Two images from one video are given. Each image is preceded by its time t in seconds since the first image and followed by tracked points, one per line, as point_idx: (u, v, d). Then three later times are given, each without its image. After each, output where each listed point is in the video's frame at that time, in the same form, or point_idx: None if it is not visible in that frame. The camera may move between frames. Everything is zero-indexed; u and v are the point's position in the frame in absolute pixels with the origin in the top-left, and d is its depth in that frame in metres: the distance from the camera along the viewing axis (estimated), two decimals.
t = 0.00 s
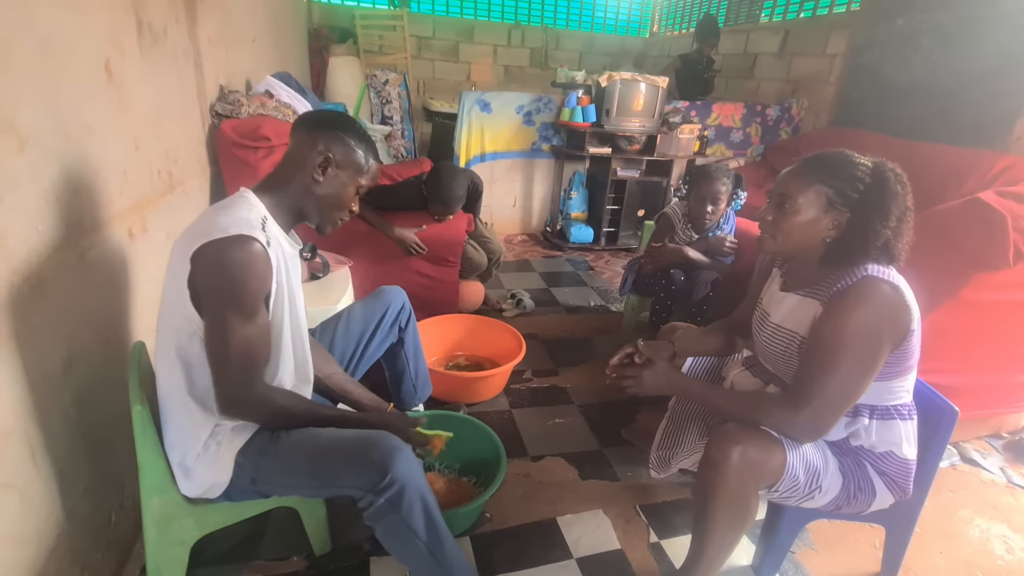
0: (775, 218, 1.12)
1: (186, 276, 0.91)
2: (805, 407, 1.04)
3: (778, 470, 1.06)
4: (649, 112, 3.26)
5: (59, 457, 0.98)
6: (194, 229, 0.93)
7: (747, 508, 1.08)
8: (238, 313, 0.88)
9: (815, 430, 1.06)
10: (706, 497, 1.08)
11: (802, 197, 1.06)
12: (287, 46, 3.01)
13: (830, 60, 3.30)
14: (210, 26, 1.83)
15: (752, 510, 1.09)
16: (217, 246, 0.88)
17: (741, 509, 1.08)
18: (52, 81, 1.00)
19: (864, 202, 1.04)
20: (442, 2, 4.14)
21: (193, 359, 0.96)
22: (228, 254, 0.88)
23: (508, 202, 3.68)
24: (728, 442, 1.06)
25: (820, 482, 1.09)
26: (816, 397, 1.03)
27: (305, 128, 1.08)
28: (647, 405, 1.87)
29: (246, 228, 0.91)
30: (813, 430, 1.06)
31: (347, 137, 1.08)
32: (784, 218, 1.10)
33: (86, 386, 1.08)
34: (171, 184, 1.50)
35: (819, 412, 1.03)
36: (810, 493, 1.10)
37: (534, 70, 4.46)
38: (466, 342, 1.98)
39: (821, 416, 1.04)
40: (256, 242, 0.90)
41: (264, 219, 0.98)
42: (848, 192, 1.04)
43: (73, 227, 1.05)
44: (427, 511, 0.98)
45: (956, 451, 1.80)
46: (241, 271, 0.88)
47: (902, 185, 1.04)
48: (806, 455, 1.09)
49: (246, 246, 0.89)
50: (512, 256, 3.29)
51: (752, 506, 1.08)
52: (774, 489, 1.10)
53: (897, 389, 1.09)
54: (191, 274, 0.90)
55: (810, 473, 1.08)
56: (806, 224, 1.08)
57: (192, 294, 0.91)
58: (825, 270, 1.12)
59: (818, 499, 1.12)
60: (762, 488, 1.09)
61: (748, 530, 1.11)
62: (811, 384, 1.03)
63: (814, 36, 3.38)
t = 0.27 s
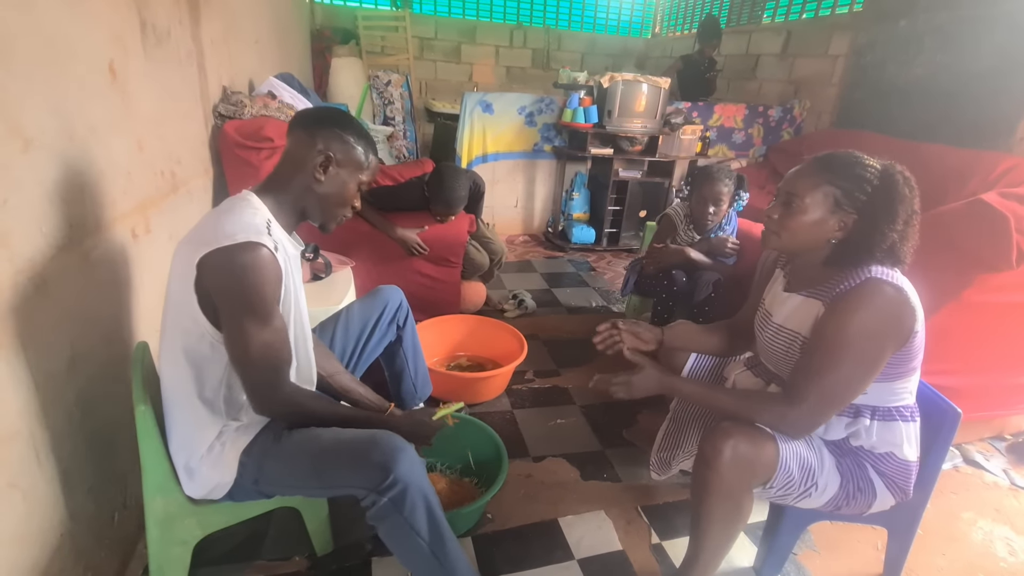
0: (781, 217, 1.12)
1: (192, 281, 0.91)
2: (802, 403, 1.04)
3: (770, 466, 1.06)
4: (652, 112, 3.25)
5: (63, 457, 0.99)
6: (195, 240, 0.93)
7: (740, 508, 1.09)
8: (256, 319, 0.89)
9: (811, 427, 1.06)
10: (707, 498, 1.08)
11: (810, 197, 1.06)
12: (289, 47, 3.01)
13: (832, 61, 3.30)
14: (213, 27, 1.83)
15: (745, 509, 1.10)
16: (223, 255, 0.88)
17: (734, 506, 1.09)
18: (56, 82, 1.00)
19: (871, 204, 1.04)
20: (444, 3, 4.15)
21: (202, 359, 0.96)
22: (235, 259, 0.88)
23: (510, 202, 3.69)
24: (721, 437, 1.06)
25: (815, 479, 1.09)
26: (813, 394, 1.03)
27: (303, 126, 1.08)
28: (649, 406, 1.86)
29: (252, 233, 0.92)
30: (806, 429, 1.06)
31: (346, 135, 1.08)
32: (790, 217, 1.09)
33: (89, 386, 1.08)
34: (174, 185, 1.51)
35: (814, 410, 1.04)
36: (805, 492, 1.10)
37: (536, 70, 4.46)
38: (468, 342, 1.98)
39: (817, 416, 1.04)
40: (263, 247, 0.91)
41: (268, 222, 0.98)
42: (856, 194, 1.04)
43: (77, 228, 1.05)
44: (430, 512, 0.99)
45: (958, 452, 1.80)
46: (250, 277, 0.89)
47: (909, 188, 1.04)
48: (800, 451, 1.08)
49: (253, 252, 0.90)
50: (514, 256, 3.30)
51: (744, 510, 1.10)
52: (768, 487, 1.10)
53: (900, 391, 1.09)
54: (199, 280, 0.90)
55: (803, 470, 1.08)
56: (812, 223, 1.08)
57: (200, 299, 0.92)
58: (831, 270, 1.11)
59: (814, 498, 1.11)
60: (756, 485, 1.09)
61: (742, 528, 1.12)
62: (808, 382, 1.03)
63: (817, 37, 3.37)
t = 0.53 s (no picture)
0: (782, 217, 1.12)
1: (194, 277, 0.91)
2: (790, 398, 1.05)
3: (757, 455, 1.08)
4: (653, 114, 3.24)
5: (66, 457, 0.99)
6: (201, 233, 0.94)
7: (729, 507, 1.11)
8: (268, 316, 0.90)
9: (797, 422, 1.07)
10: (709, 499, 1.09)
11: (811, 198, 1.06)
12: (291, 48, 3.02)
13: (834, 63, 3.30)
14: (216, 28, 1.84)
15: (733, 503, 1.11)
16: (228, 251, 0.89)
17: (726, 499, 1.10)
18: (60, 83, 1.01)
19: (872, 206, 1.04)
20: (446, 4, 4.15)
21: (206, 357, 0.96)
22: (241, 257, 0.89)
23: (512, 203, 3.69)
24: (705, 425, 1.07)
25: (805, 472, 1.09)
26: (802, 388, 1.04)
27: (303, 127, 1.08)
28: (650, 408, 1.86)
29: (256, 230, 0.92)
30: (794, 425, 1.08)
31: (346, 136, 1.09)
32: (791, 218, 1.09)
33: (92, 385, 1.08)
34: (177, 186, 1.51)
35: (802, 406, 1.05)
36: (796, 486, 1.10)
37: (538, 71, 4.46)
38: (469, 343, 1.98)
39: (806, 412, 1.05)
40: (267, 244, 0.91)
41: (270, 220, 0.98)
42: (857, 196, 1.04)
43: (80, 228, 1.05)
44: (433, 511, 0.98)
45: (960, 455, 1.80)
46: (257, 275, 0.89)
47: (911, 191, 1.04)
48: (788, 444, 1.09)
49: (257, 249, 0.90)
50: (515, 257, 3.30)
51: (734, 501, 1.11)
52: (757, 480, 1.11)
53: (902, 393, 1.09)
54: (202, 277, 0.90)
55: (789, 458, 1.09)
56: (813, 224, 1.08)
57: (201, 296, 0.91)
58: (831, 271, 1.12)
59: (805, 495, 1.11)
60: (743, 476, 1.10)
61: (733, 521, 1.12)
62: (798, 376, 1.04)
63: (819, 38, 3.37)
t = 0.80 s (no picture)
0: (782, 220, 1.12)
1: (194, 279, 0.91)
2: (785, 398, 1.06)
3: (751, 452, 1.08)
4: (655, 115, 3.25)
5: (69, 457, 0.99)
6: (201, 236, 0.94)
7: (721, 511, 1.11)
8: (264, 317, 0.90)
9: (793, 422, 1.07)
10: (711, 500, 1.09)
11: (811, 201, 1.06)
12: (293, 49, 3.02)
13: (835, 64, 3.30)
14: (219, 30, 1.84)
15: (729, 502, 1.11)
16: (227, 253, 0.89)
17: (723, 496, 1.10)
18: (63, 84, 1.01)
19: (872, 208, 1.04)
20: (447, 5, 4.15)
21: (205, 358, 0.96)
22: (241, 260, 0.89)
23: (512, 204, 3.69)
24: (699, 421, 1.08)
25: (799, 471, 1.10)
26: (797, 389, 1.04)
27: (304, 129, 1.09)
28: (651, 409, 1.86)
29: (255, 233, 0.92)
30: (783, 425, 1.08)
31: (347, 138, 1.09)
32: (791, 221, 1.10)
33: (95, 385, 1.09)
34: (180, 187, 1.51)
35: (796, 406, 1.05)
36: (790, 485, 1.11)
37: (539, 72, 4.47)
38: (471, 344, 1.98)
39: (800, 412, 1.06)
40: (266, 246, 0.91)
41: (270, 222, 0.99)
42: (857, 199, 1.03)
43: (83, 229, 1.06)
44: (434, 513, 0.98)
45: (962, 456, 1.79)
46: (256, 278, 0.89)
47: (910, 193, 1.03)
48: (783, 443, 1.10)
49: (256, 251, 0.90)
50: (516, 258, 3.30)
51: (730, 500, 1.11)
52: (750, 478, 1.12)
53: (902, 396, 1.09)
54: (201, 279, 0.90)
55: (782, 456, 1.09)
56: (813, 227, 1.08)
57: (202, 298, 0.92)
58: (830, 273, 1.12)
59: (800, 494, 1.12)
60: (737, 473, 1.11)
61: (729, 520, 1.13)
62: (793, 376, 1.05)
63: (820, 39, 3.37)
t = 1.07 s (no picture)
0: (781, 223, 1.13)
1: (193, 281, 0.91)
2: (785, 400, 1.06)
3: (757, 456, 1.08)
4: (656, 116, 3.25)
5: (71, 457, 1.00)
6: (198, 240, 0.94)
7: (731, 505, 1.11)
8: (262, 319, 0.90)
9: (795, 426, 1.07)
10: (712, 501, 1.09)
11: (809, 203, 1.06)
12: (295, 50, 3.02)
13: (837, 65, 3.30)
14: (221, 31, 1.84)
15: (735, 504, 1.11)
16: (226, 255, 0.89)
17: (728, 501, 1.10)
18: (66, 86, 1.01)
19: (871, 210, 1.04)
20: (449, 6, 4.16)
21: (204, 361, 0.96)
22: (239, 261, 0.89)
23: (513, 205, 3.69)
24: (704, 427, 1.08)
25: (804, 473, 1.09)
26: (796, 391, 1.04)
27: (304, 130, 1.09)
28: (652, 410, 1.86)
29: (253, 234, 0.92)
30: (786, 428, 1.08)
31: (346, 139, 1.09)
32: (790, 224, 1.10)
33: (97, 385, 1.09)
34: (181, 188, 1.51)
35: (798, 409, 1.05)
36: (795, 488, 1.10)
37: (540, 73, 4.47)
38: (472, 344, 1.98)
39: (800, 414, 1.05)
40: (265, 247, 0.92)
41: (269, 224, 0.99)
42: (855, 201, 1.03)
43: (86, 230, 1.06)
44: (435, 513, 0.99)
45: (964, 458, 1.79)
46: (254, 279, 0.89)
47: (908, 195, 1.04)
48: (786, 445, 1.10)
49: (255, 252, 0.90)
50: (517, 259, 3.30)
51: (733, 503, 1.11)
52: (756, 481, 1.11)
53: (901, 397, 1.09)
54: (201, 281, 0.91)
55: (789, 460, 1.09)
56: (812, 229, 1.08)
57: (201, 299, 0.92)
58: (829, 275, 1.12)
59: (804, 496, 1.11)
60: (742, 478, 1.10)
61: (732, 524, 1.12)
62: (792, 378, 1.05)
63: (821, 40, 3.37)
